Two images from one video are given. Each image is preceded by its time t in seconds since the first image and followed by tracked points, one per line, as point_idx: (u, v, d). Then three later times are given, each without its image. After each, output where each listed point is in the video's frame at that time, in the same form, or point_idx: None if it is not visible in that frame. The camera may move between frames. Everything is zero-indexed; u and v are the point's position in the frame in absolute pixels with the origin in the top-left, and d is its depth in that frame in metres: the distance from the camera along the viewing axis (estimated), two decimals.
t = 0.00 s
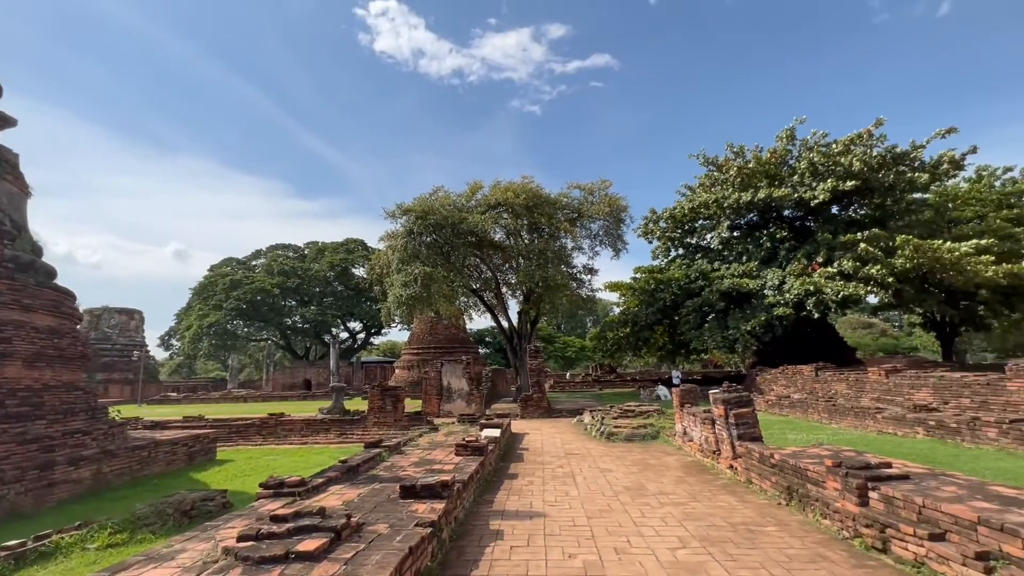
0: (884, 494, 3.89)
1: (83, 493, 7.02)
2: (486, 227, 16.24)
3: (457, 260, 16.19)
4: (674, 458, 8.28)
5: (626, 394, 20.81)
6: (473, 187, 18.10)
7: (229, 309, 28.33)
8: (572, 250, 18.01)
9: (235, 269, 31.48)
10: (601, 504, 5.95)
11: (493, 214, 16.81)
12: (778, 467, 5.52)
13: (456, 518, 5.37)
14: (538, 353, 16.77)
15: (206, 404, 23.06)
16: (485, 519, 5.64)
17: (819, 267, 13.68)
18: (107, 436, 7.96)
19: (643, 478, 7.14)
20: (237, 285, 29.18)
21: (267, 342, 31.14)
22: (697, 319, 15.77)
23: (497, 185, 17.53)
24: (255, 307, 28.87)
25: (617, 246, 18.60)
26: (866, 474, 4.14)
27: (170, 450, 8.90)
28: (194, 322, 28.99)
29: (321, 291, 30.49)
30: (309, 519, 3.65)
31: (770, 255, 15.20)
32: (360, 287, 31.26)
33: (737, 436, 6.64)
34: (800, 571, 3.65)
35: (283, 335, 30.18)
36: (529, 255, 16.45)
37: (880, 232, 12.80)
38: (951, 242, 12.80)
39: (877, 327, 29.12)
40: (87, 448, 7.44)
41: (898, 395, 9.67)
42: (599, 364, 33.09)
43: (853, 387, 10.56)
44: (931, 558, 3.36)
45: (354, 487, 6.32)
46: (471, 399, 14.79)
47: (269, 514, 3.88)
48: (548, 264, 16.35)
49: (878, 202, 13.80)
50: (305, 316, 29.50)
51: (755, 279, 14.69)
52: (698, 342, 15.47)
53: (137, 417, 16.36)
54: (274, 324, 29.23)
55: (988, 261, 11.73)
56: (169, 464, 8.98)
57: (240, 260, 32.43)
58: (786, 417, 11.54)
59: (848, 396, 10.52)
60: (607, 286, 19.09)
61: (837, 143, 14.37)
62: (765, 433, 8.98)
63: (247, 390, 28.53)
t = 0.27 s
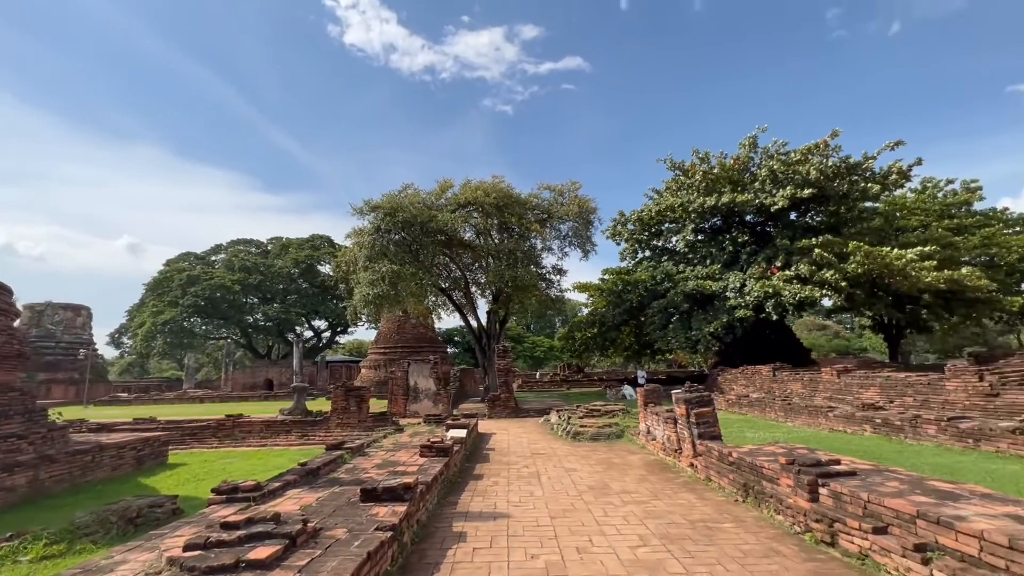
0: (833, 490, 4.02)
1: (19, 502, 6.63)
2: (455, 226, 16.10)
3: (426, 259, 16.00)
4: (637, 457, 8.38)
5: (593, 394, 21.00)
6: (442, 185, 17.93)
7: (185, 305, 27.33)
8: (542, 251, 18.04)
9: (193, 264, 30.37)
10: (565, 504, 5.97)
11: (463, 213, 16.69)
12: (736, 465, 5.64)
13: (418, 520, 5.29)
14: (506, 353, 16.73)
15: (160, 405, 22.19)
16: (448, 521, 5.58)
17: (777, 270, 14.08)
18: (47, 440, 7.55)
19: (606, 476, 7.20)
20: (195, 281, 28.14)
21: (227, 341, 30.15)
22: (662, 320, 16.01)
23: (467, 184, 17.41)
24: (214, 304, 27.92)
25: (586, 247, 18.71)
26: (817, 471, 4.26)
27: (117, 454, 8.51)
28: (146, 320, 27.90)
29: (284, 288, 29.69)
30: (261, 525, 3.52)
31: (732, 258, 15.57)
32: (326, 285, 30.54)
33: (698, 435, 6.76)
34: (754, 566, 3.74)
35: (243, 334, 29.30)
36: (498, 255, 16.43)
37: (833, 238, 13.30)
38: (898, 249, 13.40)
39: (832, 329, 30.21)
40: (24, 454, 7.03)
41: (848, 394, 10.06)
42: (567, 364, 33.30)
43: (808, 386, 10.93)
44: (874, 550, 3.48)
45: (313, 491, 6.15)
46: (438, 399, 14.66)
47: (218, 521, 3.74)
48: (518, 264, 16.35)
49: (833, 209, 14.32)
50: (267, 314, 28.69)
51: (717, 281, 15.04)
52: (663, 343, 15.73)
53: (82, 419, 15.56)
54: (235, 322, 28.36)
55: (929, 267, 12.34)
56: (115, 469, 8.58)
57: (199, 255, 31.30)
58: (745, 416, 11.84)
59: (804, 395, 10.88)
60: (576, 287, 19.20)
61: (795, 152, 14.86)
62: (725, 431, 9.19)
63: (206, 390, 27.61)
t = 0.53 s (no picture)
0: (787, 486, 4.09)
1: None
2: (425, 225, 15.90)
3: (394, 257, 15.73)
4: (602, 456, 8.44)
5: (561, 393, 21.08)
6: (412, 182, 17.70)
7: (138, 301, 26.23)
8: (511, 251, 17.99)
9: (147, 259, 29.14)
10: (529, 504, 5.94)
11: (433, 212, 16.50)
12: (696, 463, 5.71)
13: (379, 523, 5.16)
14: (474, 352, 16.61)
15: (111, 406, 21.23)
16: (411, 523, 5.48)
17: (739, 273, 14.43)
18: None
19: (571, 476, 7.21)
20: (149, 276, 26.98)
21: (183, 339, 29.01)
22: (629, 321, 16.20)
23: (437, 182, 17.23)
24: (170, 300, 26.86)
25: (556, 248, 18.73)
26: (772, 468, 4.33)
27: (59, 459, 8.06)
28: (94, 317, 26.66)
29: (246, 285, 28.70)
30: (209, 533, 3.36)
31: (696, 261, 15.88)
32: (290, 282, 29.64)
33: (661, 434, 6.83)
34: (712, 563, 3.78)
35: (201, 332, 28.31)
36: (467, 254, 16.33)
37: (791, 243, 13.73)
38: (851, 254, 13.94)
39: (790, 330, 31.16)
40: None
41: (804, 393, 10.38)
42: (535, 364, 33.39)
43: (766, 385, 11.22)
44: (824, 544, 3.57)
45: (270, 495, 5.94)
46: (405, 399, 14.34)
47: (164, 529, 3.55)
48: (487, 264, 16.27)
49: (791, 216, 14.79)
50: (227, 311, 27.73)
51: (682, 283, 15.30)
52: (629, 343, 15.91)
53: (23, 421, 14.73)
54: (193, 320, 27.37)
55: (879, 272, 12.86)
56: (57, 474, 8.13)
57: (154, 249, 30.04)
58: (707, 415, 12.08)
59: (762, 395, 11.17)
60: (545, 287, 19.23)
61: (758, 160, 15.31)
62: (688, 430, 9.34)
63: (161, 390, 26.59)
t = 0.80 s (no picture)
0: (745, 484, 4.20)
1: None
2: (394, 223, 15.68)
3: (361, 254, 15.45)
4: (569, 456, 8.49)
5: (529, 393, 21.11)
6: (381, 180, 17.45)
7: (87, 298, 25.10)
8: (482, 250, 17.92)
9: (98, 253, 27.88)
10: (495, 505, 5.93)
11: (402, 210, 16.31)
12: (660, 462, 5.81)
13: (341, 528, 5.06)
14: (443, 352, 16.44)
15: (56, 408, 20.19)
16: (374, 527, 5.39)
17: (703, 275, 14.75)
18: None
19: (537, 476, 7.24)
20: (100, 271, 25.84)
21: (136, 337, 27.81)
22: (597, 321, 16.38)
23: (407, 180, 17.03)
24: (123, 297, 25.75)
25: (527, 248, 18.74)
26: (731, 466, 4.44)
27: None
28: (37, 314, 25.23)
29: (205, 282, 27.88)
30: (158, 542, 3.23)
31: (663, 263, 16.18)
32: (252, 278, 28.83)
33: (626, 433, 6.93)
34: (672, 560, 3.85)
35: (156, 330, 27.20)
36: (437, 253, 16.22)
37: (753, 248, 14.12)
38: (808, 259, 14.44)
39: (751, 331, 32.08)
40: None
41: (762, 392, 10.70)
42: (504, 364, 33.36)
43: (727, 384, 11.51)
44: (779, 539, 3.68)
45: (225, 500, 5.75)
46: (371, 399, 14.06)
47: (110, 539, 3.40)
48: (457, 264, 16.18)
49: (753, 221, 15.22)
50: (184, 309, 26.73)
51: (649, 284, 15.54)
52: (596, 343, 16.07)
53: None
54: (147, 318, 26.33)
55: (834, 276, 13.37)
56: None
57: (106, 243, 28.74)
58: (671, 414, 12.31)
59: (724, 394, 11.46)
60: (515, 287, 19.22)
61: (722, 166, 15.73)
62: (652, 429, 9.50)
63: (111, 390, 25.51)
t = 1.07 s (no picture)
0: (705, 481, 4.28)
1: None
2: (362, 220, 15.42)
3: (328, 251, 15.12)
4: (537, 455, 8.52)
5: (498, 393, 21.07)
6: (351, 176, 17.14)
7: (32, 294, 23.90)
8: (453, 250, 17.80)
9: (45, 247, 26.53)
10: (462, 506, 5.89)
11: (372, 207, 16.07)
12: (625, 461, 5.88)
13: (302, 532, 4.94)
14: (412, 352, 16.24)
15: None
16: (337, 531, 5.29)
17: (670, 277, 15.03)
18: None
19: (505, 476, 7.23)
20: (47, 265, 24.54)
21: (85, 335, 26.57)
22: (567, 321, 16.50)
23: (377, 176, 16.79)
24: (71, 293, 24.57)
25: (498, 248, 18.71)
26: (693, 464, 4.52)
27: None
28: None
29: (162, 278, 26.88)
30: (103, 552, 3.08)
31: (632, 265, 16.41)
32: (213, 275, 28.02)
33: (593, 433, 6.99)
34: (636, 557, 3.90)
35: (107, 327, 26.03)
36: (406, 251, 16.07)
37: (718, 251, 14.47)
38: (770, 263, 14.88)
39: (715, 332, 32.85)
40: None
41: (724, 392, 10.96)
42: (473, 364, 33.25)
43: (691, 383, 11.75)
44: (737, 535, 3.78)
45: (179, 506, 5.54)
46: (337, 400, 13.77)
47: (49, 551, 3.22)
48: (427, 263, 16.04)
49: (718, 225, 15.61)
50: (138, 305, 25.66)
51: (618, 286, 15.72)
52: (565, 343, 16.17)
53: None
54: (98, 315, 25.23)
55: (794, 279, 13.82)
56: None
57: (54, 235, 27.34)
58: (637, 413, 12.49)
59: (688, 394, 11.69)
60: (486, 287, 19.15)
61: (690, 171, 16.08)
62: (618, 428, 9.60)
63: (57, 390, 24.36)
